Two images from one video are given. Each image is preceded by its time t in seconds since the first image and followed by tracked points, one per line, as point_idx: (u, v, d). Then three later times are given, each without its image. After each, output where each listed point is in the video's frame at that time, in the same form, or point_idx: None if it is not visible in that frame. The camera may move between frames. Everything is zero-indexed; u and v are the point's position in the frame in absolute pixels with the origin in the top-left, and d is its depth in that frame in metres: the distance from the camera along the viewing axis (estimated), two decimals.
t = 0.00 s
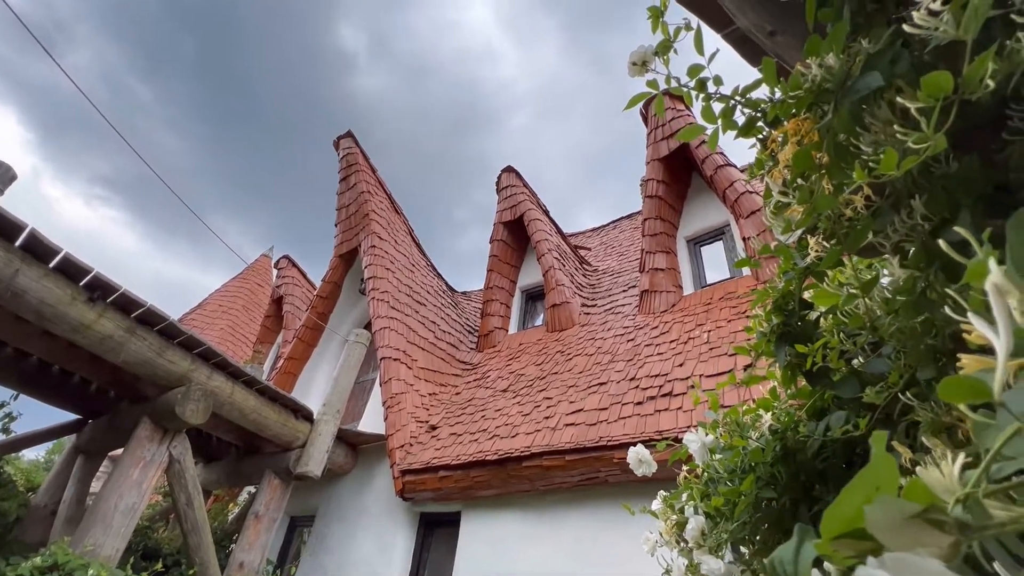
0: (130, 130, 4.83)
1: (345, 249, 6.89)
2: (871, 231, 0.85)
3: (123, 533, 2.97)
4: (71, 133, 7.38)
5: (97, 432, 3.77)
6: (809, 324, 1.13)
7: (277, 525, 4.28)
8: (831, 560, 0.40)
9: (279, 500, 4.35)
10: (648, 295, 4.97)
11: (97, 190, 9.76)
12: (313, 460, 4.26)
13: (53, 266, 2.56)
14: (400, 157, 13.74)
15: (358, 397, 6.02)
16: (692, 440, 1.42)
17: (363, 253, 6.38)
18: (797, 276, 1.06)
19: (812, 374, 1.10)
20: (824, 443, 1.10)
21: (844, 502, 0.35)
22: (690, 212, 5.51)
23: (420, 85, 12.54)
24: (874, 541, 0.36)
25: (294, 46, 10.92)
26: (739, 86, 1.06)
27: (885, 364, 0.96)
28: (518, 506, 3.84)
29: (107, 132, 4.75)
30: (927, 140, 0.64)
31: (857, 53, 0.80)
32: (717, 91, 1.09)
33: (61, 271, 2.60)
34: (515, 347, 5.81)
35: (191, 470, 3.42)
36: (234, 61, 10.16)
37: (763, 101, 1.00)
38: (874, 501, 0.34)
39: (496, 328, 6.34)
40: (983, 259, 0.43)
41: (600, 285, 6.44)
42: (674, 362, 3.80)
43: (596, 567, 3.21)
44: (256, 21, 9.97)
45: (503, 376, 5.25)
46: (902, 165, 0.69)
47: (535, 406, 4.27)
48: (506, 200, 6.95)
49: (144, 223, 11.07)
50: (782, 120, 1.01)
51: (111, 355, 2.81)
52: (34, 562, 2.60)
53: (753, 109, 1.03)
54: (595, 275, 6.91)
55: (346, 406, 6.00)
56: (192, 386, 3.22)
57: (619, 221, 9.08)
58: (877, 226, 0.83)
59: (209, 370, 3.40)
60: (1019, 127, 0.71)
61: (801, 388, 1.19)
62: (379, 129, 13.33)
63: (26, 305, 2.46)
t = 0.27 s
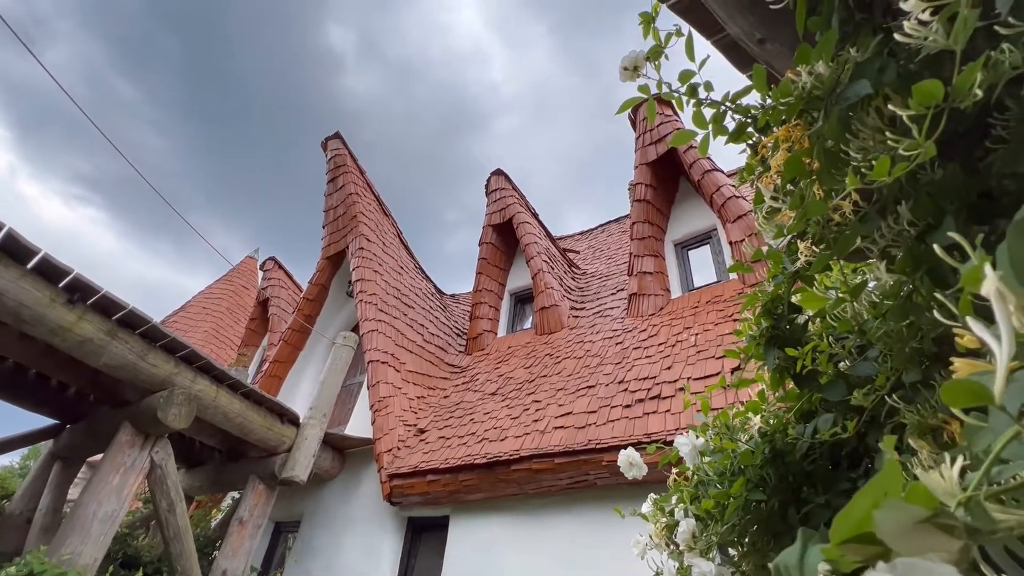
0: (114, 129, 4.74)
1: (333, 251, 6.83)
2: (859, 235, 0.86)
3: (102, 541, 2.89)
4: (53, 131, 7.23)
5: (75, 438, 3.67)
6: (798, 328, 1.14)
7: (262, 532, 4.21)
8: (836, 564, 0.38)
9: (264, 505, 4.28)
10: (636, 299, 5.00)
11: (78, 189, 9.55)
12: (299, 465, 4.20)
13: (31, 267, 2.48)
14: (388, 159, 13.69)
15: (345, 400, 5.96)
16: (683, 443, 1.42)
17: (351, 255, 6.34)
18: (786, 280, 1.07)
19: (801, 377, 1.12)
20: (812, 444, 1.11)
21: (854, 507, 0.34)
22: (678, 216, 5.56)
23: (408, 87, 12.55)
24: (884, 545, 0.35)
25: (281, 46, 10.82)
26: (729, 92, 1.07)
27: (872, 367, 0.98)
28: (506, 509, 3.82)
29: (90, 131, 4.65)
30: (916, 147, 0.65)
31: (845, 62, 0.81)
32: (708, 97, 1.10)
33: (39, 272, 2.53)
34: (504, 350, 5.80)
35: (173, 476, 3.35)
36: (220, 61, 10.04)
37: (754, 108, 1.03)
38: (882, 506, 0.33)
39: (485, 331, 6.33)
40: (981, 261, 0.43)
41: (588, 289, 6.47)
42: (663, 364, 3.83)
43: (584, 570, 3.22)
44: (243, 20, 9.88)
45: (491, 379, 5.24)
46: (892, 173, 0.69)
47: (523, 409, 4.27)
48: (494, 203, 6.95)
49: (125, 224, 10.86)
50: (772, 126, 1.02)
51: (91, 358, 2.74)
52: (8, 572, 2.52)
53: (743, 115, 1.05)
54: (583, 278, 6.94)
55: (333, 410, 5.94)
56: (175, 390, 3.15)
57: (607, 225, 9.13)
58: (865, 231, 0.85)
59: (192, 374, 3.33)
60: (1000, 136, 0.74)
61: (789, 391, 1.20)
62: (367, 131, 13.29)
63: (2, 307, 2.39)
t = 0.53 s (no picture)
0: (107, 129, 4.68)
1: (325, 252, 6.78)
2: (854, 232, 0.87)
3: (90, 545, 2.84)
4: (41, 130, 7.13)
5: (61, 441, 3.61)
6: (794, 325, 1.15)
7: (253, 534, 4.17)
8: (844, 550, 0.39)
9: (255, 508, 4.25)
10: (629, 299, 5.01)
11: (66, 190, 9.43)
12: (291, 467, 4.16)
13: (18, 266, 2.44)
14: (380, 160, 13.68)
15: (337, 402, 5.91)
16: (680, 440, 1.43)
17: (343, 256, 6.30)
18: (781, 277, 1.08)
19: (795, 373, 1.13)
20: (806, 440, 1.12)
21: (864, 494, 0.36)
22: (670, 217, 5.58)
23: (400, 88, 12.56)
24: (896, 530, 0.36)
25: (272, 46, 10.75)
26: (725, 90, 1.08)
27: (865, 363, 0.99)
28: (500, 510, 3.82)
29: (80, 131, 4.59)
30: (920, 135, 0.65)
31: (840, 59, 0.82)
32: (704, 95, 1.10)
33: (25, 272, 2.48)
34: (498, 350, 5.79)
35: (162, 479, 3.31)
36: (210, 60, 9.97)
37: (749, 105, 1.03)
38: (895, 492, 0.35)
39: (478, 331, 6.32)
40: (983, 251, 0.43)
41: (581, 289, 6.48)
42: (656, 364, 3.84)
43: (577, 569, 3.22)
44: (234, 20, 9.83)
45: (485, 379, 5.23)
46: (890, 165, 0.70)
47: (517, 410, 4.26)
48: (488, 203, 6.94)
49: (113, 224, 10.73)
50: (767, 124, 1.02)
51: (78, 359, 2.70)
52: None
53: (738, 112, 1.06)
54: (576, 279, 6.95)
55: (325, 411, 5.89)
56: (165, 391, 3.11)
57: (600, 226, 9.16)
58: (859, 227, 0.85)
59: (183, 375, 3.29)
60: (993, 133, 0.75)
61: (784, 388, 1.21)
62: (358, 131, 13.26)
63: None
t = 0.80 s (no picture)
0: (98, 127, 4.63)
1: (319, 252, 6.75)
2: (855, 228, 0.87)
3: (82, 548, 2.81)
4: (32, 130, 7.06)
5: (52, 444, 3.56)
6: (792, 320, 1.15)
7: (248, 536, 4.15)
8: (874, 538, 0.41)
9: (250, 509, 4.22)
10: (625, 298, 5.02)
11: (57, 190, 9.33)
12: (286, 468, 4.13)
13: (7, 266, 2.40)
14: (374, 161, 13.67)
15: (333, 402, 5.88)
16: (680, 437, 1.43)
17: (338, 256, 6.28)
18: (781, 272, 1.08)
19: (795, 369, 1.13)
20: (806, 436, 1.12)
21: (897, 482, 0.37)
22: (665, 216, 5.60)
23: (393, 89, 12.58)
24: (929, 518, 0.37)
25: (265, 46, 10.71)
26: (724, 86, 1.08)
27: (862, 359, 0.99)
28: (497, 509, 3.81)
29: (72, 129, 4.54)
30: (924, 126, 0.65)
31: (841, 53, 0.82)
32: (702, 91, 1.11)
33: (16, 271, 2.44)
34: (494, 350, 5.78)
35: (156, 481, 3.28)
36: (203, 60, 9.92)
37: (748, 101, 1.03)
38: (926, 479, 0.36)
39: (474, 331, 6.31)
40: (999, 237, 0.43)
41: (577, 288, 6.48)
42: (653, 363, 3.84)
43: (574, 567, 3.22)
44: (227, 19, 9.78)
45: (481, 379, 5.22)
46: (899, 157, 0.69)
47: (514, 409, 4.25)
48: (483, 203, 6.93)
49: (104, 225, 10.63)
50: (766, 120, 1.03)
51: (70, 360, 2.66)
52: None
53: (737, 108, 1.06)
54: (572, 278, 6.95)
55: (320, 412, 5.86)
56: (158, 392, 3.08)
57: (594, 225, 9.17)
58: (860, 223, 0.85)
59: (176, 376, 3.26)
60: (993, 127, 0.75)
61: (782, 385, 1.21)
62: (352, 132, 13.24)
63: None
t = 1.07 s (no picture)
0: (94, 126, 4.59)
1: (316, 251, 6.72)
2: (868, 213, 0.85)
3: (80, 550, 2.78)
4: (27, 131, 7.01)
5: (49, 446, 3.51)
6: (800, 311, 1.14)
7: (247, 537, 4.13)
8: (945, 515, 0.43)
9: (249, 510, 4.20)
10: (624, 295, 5.01)
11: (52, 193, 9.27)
12: (285, 468, 4.11)
13: None
14: (370, 161, 13.71)
15: (331, 402, 5.85)
16: (687, 429, 1.41)
17: (335, 255, 6.25)
18: (790, 261, 1.07)
19: (802, 361, 1.12)
20: (814, 427, 1.12)
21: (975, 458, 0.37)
22: (664, 212, 5.58)
23: (389, 89, 12.61)
24: (1007, 493, 0.38)
25: (260, 45, 10.64)
26: (730, 74, 1.07)
27: (871, 349, 0.98)
28: (497, 507, 3.80)
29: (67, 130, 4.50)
30: (947, 99, 0.63)
31: (852, 37, 0.81)
32: (708, 79, 1.09)
33: (9, 271, 2.40)
34: (493, 348, 5.76)
35: (154, 481, 3.25)
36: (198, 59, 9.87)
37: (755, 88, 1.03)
38: (1002, 451, 0.36)
39: (473, 330, 6.29)
40: None
41: (575, 286, 6.47)
42: (653, 359, 3.83)
43: (574, 564, 3.21)
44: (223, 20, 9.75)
45: (480, 377, 5.20)
46: (921, 136, 0.68)
47: (514, 407, 4.24)
48: (481, 200, 6.91)
49: (99, 226, 10.56)
50: (773, 108, 1.02)
51: (66, 360, 2.63)
52: None
53: (744, 97, 1.05)
54: (570, 276, 6.93)
55: (319, 411, 5.83)
56: (156, 392, 3.05)
57: (592, 223, 9.16)
58: (872, 209, 0.84)
59: (173, 376, 3.23)
60: (1008, 110, 0.74)
61: (789, 376, 1.20)
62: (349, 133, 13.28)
63: None
